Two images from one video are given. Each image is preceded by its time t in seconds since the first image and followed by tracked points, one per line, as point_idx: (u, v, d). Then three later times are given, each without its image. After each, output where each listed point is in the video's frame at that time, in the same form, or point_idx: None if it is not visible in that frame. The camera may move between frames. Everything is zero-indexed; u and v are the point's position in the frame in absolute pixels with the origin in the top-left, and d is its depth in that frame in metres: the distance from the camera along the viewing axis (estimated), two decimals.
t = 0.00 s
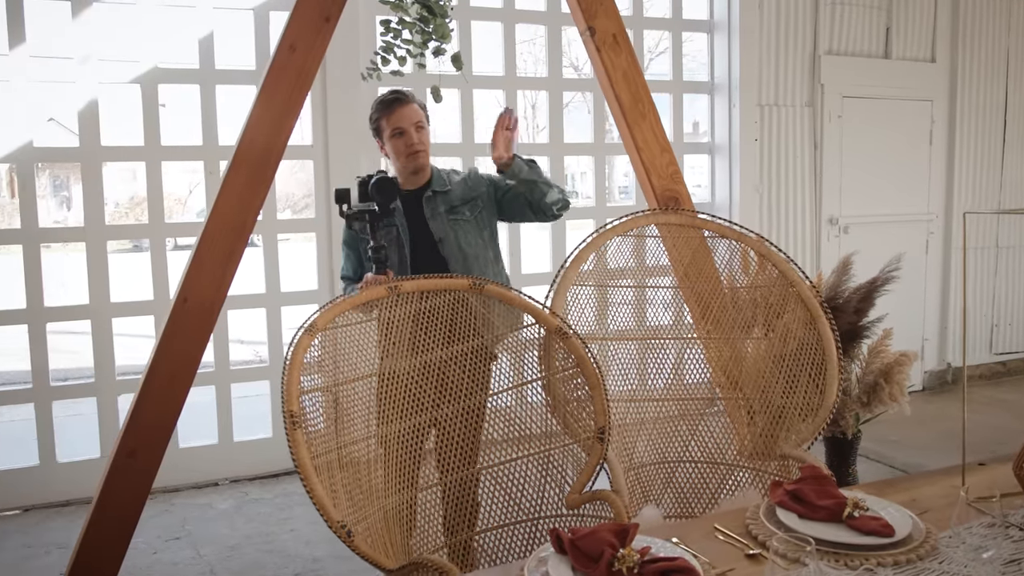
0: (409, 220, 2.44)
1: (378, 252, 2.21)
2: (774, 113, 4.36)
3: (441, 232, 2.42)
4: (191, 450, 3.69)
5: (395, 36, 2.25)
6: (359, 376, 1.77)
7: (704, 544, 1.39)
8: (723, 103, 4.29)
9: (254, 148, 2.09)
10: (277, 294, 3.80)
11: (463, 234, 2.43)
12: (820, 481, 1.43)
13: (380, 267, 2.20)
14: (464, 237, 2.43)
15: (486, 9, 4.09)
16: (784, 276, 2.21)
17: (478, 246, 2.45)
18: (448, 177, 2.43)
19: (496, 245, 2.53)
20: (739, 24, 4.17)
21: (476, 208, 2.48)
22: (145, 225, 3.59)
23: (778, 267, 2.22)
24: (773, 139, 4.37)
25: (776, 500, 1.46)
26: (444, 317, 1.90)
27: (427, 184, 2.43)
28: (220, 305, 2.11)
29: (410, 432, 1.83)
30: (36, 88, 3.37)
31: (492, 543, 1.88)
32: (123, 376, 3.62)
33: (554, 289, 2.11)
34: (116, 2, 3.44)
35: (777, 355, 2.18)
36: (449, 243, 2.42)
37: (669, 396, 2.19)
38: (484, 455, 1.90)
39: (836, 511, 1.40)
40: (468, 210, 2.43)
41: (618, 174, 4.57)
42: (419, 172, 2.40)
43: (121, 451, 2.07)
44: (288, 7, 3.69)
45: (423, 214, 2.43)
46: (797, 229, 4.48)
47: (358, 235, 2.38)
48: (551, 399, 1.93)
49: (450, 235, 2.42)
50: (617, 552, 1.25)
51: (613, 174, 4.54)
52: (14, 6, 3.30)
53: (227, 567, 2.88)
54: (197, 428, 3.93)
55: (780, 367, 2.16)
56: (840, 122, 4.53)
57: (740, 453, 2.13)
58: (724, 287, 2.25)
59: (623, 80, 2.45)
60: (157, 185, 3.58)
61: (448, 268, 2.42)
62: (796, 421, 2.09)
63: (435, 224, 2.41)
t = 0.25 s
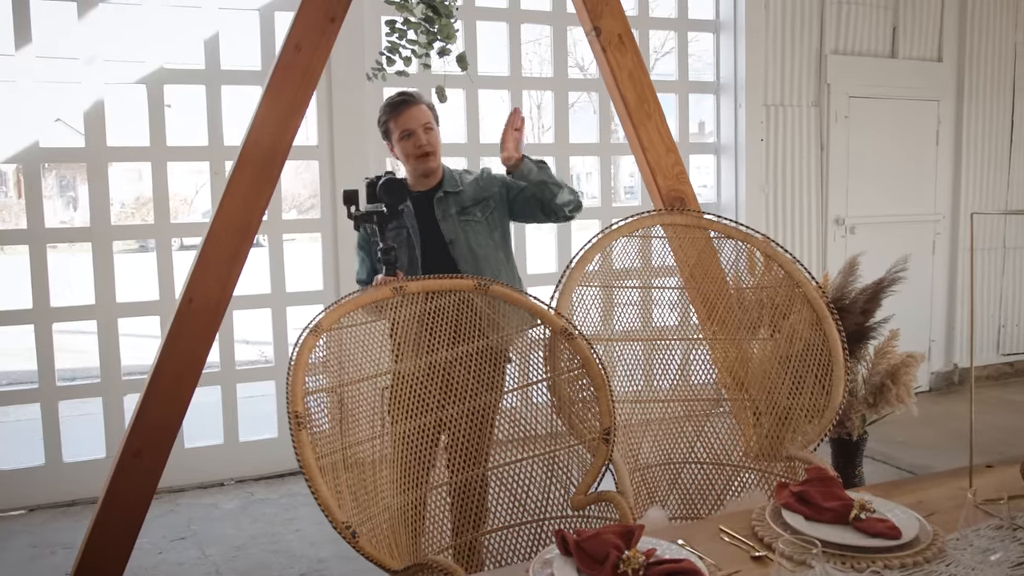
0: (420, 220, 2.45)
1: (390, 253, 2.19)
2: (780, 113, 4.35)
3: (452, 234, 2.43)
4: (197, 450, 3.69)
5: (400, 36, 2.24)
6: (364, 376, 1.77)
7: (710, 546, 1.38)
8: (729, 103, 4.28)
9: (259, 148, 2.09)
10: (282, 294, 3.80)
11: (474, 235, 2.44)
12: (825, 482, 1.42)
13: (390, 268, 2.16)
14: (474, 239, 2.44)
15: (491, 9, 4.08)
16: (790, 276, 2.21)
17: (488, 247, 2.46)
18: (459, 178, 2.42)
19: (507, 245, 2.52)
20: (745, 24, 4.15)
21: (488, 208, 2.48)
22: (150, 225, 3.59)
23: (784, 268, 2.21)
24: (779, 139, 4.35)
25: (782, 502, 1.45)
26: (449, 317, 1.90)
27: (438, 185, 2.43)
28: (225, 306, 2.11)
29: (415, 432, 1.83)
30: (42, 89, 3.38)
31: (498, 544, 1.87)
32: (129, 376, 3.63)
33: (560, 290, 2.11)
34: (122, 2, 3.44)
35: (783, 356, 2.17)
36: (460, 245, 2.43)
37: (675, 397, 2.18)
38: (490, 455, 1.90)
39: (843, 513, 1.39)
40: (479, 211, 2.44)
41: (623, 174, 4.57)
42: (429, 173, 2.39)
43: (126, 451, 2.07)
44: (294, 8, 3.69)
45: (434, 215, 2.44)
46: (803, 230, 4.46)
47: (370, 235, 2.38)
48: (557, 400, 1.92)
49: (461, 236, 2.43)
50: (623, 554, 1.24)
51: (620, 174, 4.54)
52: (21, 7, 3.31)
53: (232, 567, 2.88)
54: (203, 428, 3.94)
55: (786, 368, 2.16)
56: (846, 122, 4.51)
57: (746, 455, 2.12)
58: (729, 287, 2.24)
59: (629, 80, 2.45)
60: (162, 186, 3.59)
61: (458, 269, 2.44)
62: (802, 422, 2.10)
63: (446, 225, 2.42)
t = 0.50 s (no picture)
0: (429, 222, 2.45)
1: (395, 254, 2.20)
2: (787, 113, 4.33)
3: (460, 236, 2.41)
4: (203, 450, 3.70)
5: (407, 36, 2.24)
6: (370, 376, 1.77)
7: (716, 547, 1.37)
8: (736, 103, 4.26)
9: (265, 149, 2.09)
10: (289, 295, 3.81)
11: (483, 238, 2.43)
12: (833, 484, 1.41)
13: (396, 270, 2.19)
14: (483, 242, 2.42)
15: (498, 9, 4.09)
16: (797, 277, 2.20)
17: (496, 250, 2.44)
18: (470, 179, 2.42)
19: (516, 248, 2.51)
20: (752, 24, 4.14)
21: (497, 212, 2.47)
22: (157, 225, 3.60)
23: (791, 268, 2.20)
24: (786, 139, 4.34)
25: (789, 503, 1.45)
26: (456, 318, 1.90)
27: (447, 186, 2.44)
28: (230, 306, 2.11)
29: (421, 433, 1.82)
30: (48, 89, 3.39)
31: (504, 545, 1.87)
32: (136, 376, 3.65)
33: (566, 290, 2.10)
34: (130, 3, 3.45)
35: (790, 356, 2.16)
36: (469, 247, 2.41)
37: (681, 398, 2.18)
38: (495, 456, 1.89)
39: (850, 514, 1.38)
40: (488, 214, 2.43)
41: (630, 174, 4.56)
42: (437, 174, 2.39)
43: (132, 451, 2.08)
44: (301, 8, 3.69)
45: (443, 216, 2.44)
46: (810, 231, 4.45)
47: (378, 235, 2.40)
48: (563, 401, 1.92)
49: (469, 239, 2.42)
50: (629, 555, 1.24)
51: (626, 175, 4.53)
52: (28, 7, 3.32)
53: (238, 567, 2.88)
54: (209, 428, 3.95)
55: (793, 369, 2.15)
56: (854, 122, 4.50)
57: (753, 456, 2.12)
58: (736, 287, 2.23)
59: (635, 80, 2.44)
60: (169, 186, 3.60)
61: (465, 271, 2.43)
62: (809, 423, 2.09)
63: (455, 227, 2.42)
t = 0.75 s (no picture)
0: (434, 222, 2.44)
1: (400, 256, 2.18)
2: (794, 113, 4.32)
3: (466, 236, 2.41)
4: (210, 450, 3.71)
5: (413, 37, 2.24)
6: (377, 377, 1.77)
7: (723, 549, 1.37)
8: (743, 104, 4.25)
9: (272, 150, 2.09)
10: (295, 295, 3.81)
11: (488, 238, 2.43)
12: (840, 486, 1.41)
13: (402, 271, 2.17)
14: (488, 242, 2.43)
15: (504, 10, 4.09)
16: (804, 278, 2.19)
17: (502, 251, 2.45)
18: (476, 180, 2.42)
19: (521, 249, 2.52)
20: (759, 24, 4.13)
21: (502, 212, 2.47)
22: (165, 225, 3.60)
23: (798, 269, 2.20)
24: (793, 139, 4.33)
25: (796, 505, 1.44)
26: (462, 318, 1.90)
27: (452, 187, 2.43)
28: (237, 307, 2.11)
29: (428, 434, 1.82)
30: (55, 89, 3.40)
31: (510, 546, 1.87)
32: (143, 375, 3.66)
33: (572, 290, 2.10)
34: (137, 3, 3.46)
35: (797, 358, 2.16)
36: (474, 247, 2.42)
37: (688, 398, 2.17)
38: (502, 457, 1.89)
39: (858, 516, 1.38)
40: (494, 215, 2.43)
41: (637, 175, 4.56)
42: (442, 173, 2.39)
43: (140, 451, 2.08)
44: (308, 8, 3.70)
45: (448, 217, 2.44)
46: (817, 231, 4.43)
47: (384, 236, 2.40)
48: (569, 402, 1.92)
49: (475, 240, 2.42)
50: (635, 556, 1.24)
51: (633, 175, 4.53)
52: (36, 9, 3.34)
53: (244, 567, 2.88)
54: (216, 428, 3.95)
55: (800, 370, 2.14)
56: (861, 122, 4.48)
57: (760, 457, 2.11)
58: (743, 288, 2.22)
59: (642, 80, 2.44)
60: (176, 186, 3.61)
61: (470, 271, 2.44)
62: (816, 424, 2.08)
63: (460, 228, 2.41)
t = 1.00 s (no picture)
0: (436, 223, 2.44)
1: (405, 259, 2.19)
2: (801, 113, 4.31)
3: (468, 237, 2.42)
4: (216, 450, 3.71)
5: (418, 37, 2.25)
6: (382, 377, 1.77)
7: (727, 550, 1.37)
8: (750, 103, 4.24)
9: (277, 150, 2.10)
10: (301, 295, 3.82)
11: (490, 238, 2.43)
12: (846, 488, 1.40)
13: (406, 275, 2.17)
14: (491, 242, 2.43)
15: (510, 10, 4.09)
16: (811, 278, 2.18)
17: (504, 251, 2.45)
18: (477, 181, 2.42)
19: (524, 248, 2.52)
20: (765, 24, 4.12)
21: (504, 212, 2.47)
22: (172, 226, 3.61)
23: (804, 270, 2.19)
24: (800, 139, 4.32)
25: (801, 507, 1.44)
26: (467, 319, 1.89)
27: (455, 187, 2.43)
28: (242, 307, 2.12)
29: (432, 435, 1.82)
30: (63, 90, 3.41)
31: (514, 547, 1.87)
32: (149, 375, 3.67)
33: (578, 291, 2.10)
34: (144, 4, 3.47)
35: (803, 359, 2.15)
36: (477, 248, 2.42)
37: (694, 399, 2.17)
38: (506, 457, 1.89)
39: (863, 518, 1.37)
40: (496, 215, 2.43)
41: (644, 175, 4.55)
42: (442, 172, 2.39)
43: (145, 451, 2.09)
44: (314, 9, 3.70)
45: (451, 218, 2.43)
46: (824, 232, 4.42)
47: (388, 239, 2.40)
48: (574, 402, 1.91)
49: (477, 241, 2.42)
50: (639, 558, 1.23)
51: (640, 175, 4.52)
52: (44, 10, 3.35)
53: (249, 566, 2.89)
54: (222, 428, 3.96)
55: (806, 372, 2.14)
56: (869, 122, 4.46)
57: (766, 458, 2.11)
58: (749, 289, 2.21)
59: (647, 80, 2.44)
60: (183, 186, 3.62)
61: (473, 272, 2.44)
62: (822, 426, 2.08)
63: (463, 228, 2.41)
